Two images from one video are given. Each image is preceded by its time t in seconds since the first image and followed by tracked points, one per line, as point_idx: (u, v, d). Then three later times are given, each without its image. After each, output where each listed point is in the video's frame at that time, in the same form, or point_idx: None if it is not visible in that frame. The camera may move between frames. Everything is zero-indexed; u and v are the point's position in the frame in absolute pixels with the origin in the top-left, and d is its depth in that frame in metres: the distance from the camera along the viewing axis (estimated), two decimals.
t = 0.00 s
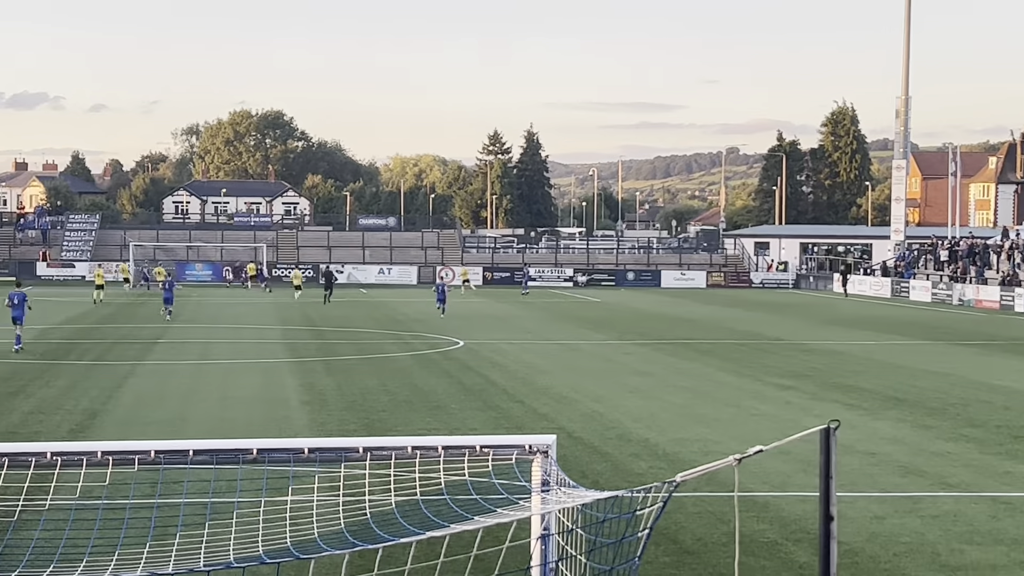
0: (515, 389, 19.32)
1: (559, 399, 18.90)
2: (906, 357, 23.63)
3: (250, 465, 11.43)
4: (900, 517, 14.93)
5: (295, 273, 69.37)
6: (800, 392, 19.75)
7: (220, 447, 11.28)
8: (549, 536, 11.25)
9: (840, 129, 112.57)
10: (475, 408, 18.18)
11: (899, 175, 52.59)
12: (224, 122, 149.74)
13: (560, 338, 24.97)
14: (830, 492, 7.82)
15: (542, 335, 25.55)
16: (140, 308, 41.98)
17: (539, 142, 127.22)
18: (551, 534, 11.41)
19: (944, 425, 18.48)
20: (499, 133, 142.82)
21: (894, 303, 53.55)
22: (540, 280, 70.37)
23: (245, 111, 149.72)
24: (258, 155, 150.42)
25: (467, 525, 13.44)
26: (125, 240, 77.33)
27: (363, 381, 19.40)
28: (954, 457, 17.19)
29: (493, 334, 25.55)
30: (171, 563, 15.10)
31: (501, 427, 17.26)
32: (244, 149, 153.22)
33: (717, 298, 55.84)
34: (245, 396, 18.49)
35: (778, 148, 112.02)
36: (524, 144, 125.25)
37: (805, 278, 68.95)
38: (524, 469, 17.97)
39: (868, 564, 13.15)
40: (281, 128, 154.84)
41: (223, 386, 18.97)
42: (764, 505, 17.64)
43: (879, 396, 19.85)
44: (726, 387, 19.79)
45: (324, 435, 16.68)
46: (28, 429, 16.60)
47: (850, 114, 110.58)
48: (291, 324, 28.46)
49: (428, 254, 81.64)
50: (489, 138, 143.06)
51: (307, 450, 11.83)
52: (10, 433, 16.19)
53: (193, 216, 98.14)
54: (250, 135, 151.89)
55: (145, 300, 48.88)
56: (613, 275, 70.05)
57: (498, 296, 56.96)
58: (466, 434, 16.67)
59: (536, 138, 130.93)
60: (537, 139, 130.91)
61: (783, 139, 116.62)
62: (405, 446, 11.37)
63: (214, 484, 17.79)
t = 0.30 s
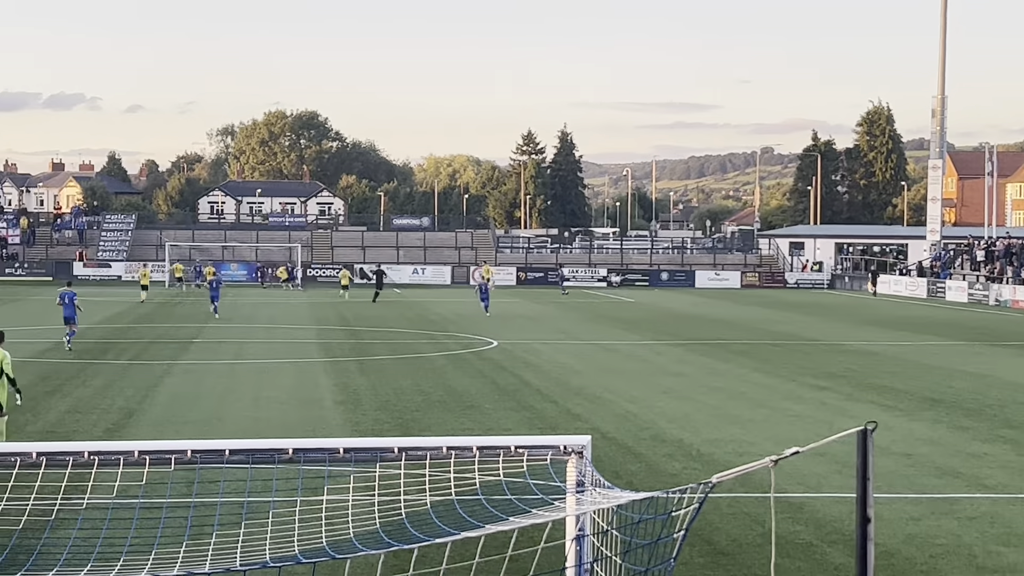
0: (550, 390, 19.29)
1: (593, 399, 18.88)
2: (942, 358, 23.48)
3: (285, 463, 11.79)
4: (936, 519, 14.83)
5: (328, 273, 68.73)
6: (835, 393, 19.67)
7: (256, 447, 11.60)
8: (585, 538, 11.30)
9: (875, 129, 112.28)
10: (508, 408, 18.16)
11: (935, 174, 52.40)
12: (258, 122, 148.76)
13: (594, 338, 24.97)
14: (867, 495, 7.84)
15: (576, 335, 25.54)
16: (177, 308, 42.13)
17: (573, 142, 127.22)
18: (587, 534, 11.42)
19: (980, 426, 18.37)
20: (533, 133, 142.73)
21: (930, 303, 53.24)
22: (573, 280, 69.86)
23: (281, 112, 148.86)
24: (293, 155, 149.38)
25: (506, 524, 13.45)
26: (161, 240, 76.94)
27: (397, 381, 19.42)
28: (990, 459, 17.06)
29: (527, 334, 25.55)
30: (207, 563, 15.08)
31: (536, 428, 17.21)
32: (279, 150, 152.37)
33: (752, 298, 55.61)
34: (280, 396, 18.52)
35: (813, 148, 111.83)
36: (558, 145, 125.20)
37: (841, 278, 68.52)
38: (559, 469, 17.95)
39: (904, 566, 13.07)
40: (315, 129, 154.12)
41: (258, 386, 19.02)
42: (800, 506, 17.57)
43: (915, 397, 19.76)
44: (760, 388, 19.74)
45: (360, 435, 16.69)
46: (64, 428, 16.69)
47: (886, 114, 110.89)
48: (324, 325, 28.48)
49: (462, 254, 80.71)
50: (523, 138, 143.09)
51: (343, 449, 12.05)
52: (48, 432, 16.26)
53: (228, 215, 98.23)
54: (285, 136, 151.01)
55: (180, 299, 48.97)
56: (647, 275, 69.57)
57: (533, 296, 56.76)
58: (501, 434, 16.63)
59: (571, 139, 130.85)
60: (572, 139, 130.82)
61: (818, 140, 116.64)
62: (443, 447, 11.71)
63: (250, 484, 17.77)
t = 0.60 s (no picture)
0: (581, 386, 19.28)
1: (623, 396, 18.86)
2: (976, 355, 23.36)
3: (317, 460, 12.67)
4: (969, 517, 14.75)
5: (360, 270, 68.19)
6: (867, 390, 19.61)
7: (288, 444, 12.45)
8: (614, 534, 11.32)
9: (908, 125, 112.00)
10: (539, 404, 18.16)
11: (969, 171, 52.13)
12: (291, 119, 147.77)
13: (624, 334, 24.96)
14: (897, 492, 7.89)
15: (606, 331, 25.53)
16: (210, 303, 42.23)
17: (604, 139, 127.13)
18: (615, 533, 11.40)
19: (1013, 423, 18.27)
20: (564, 129, 142.53)
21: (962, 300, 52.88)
22: (604, 277, 70.19)
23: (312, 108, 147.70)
24: (324, 151, 148.13)
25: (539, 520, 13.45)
26: (194, 236, 76.41)
27: (427, 376, 19.49)
28: None
29: (558, 330, 25.52)
30: (240, 558, 15.05)
31: (567, 424, 17.20)
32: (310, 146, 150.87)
33: (784, 294, 55.32)
34: (311, 391, 18.60)
35: (846, 145, 111.63)
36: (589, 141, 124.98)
37: (874, 275, 68.04)
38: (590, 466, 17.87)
39: (936, 564, 13.00)
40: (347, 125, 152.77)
41: (289, 382, 19.09)
42: (831, 503, 17.51)
43: (947, 394, 19.68)
44: (793, 385, 19.69)
45: (390, 430, 16.73)
46: (97, 423, 16.80)
47: (919, 110, 110.74)
48: (355, 321, 28.52)
49: (493, 250, 79.70)
50: (555, 134, 142.96)
51: (374, 446, 12.83)
52: (80, 428, 16.34)
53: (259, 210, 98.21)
54: (317, 132, 149.94)
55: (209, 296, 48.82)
56: (678, 272, 69.14)
57: (565, 292, 56.56)
58: (533, 430, 16.62)
59: (602, 135, 130.64)
60: (603, 136, 130.62)
61: (852, 136, 116.46)
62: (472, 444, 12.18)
63: (281, 480, 17.72)
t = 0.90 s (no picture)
0: (609, 380, 19.28)
1: (651, 390, 18.85)
2: (1007, 349, 23.22)
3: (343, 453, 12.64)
4: (999, 512, 14.67)
5: (388, 263, 67.85)
6: (897, 384, 19.54)
7: (314, 436, 12.49)
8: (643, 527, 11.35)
9: (938, 118, 111.21)
10: (567, 398, 18.15)
11: (999, 165, 51.80)
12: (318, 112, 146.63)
13: (651, 328, 24.97)
14: (928, 487, 7.87)
15: (634, 325, 25.50)
16: (239, 297, 42.38)
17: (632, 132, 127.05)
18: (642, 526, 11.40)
19: None
20: (592, 122, 142.48)
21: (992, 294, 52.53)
22: (632, 271, 68.45)
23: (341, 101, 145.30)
24: (353, 145, 146.55)
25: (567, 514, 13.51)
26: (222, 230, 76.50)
27: (456, 370, 19.51)
28: None
29: (585, 324, 25.51)
30: (268, 550, 15.03)
31: (595, 418, 17.19)
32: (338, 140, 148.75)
33: (812, 289, 55.08)
34: (339, 384, 18.64)
35: (875, 138, 111.29)
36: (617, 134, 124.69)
37: (904, 269, 67.56)
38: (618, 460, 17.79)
39: (966, 559, 12.94)
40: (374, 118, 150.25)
41: (318, 375, 19.13)
42: (860, 498, 17.45)
43: (977, 389, 19.58)
44: (822, 379, 19.64)
45: (418, 423, 16.74)
46: (127, 415, 16.92)
47: (949, 103, 110.00)
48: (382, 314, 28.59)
49: (521, 244, 79.12)
50: (583, 128, 142.88)
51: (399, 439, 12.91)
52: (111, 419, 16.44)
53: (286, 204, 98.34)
54: (345, 125, 147.76)
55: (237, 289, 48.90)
56: (706, 265, 68.75)
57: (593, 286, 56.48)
58: (561, 423, 16.57)
59: (629, 128, 130.22)
60: (630, 129, 130.21)
61: (881, 128, 115.73)
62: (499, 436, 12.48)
63: (309, 472, 17.61)
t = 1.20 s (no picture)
0: (636, 373, 19.28)
1: (678, 383, 18.85)
2: None
3: (371, 445, 12.84)
4: None
5: (415, 257, 67.60)
6: (924, 378, 19.48)
7: (342, 429, 12.78)
8: (669, 521, 11.34)
9: (968, 111, 110.46)
10: (593, 392, 18.15)
11: None
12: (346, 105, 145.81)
13: (678, 322, 24.95)
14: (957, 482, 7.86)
15: (660, 319, 25.49)
16: (268, 289, 42.52)
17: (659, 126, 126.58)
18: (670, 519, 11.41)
19: None
20: (619, 116, 142.40)
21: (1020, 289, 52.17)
22: (659, 263, 68.35)
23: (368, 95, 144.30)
24: (380, 139, 145.81)
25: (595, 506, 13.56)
26: (250, 223, 76.27)
27: (482, 363, 19.53)
28: None
29: (612, 318, 25.50)
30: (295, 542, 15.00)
31: (621, 411, 17.19)
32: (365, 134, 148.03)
33: (839, 282, 54.87)
34: (365, 377, 18.68)
35: (904, 131, 110.76)
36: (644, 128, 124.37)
37: (932, 264, 67.34)
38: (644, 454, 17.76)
39: (995, 554, 12.89)
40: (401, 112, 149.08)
41: (344, 368, 19.18)
42: (887, 492, 17.38)
43: (1005, 383, 19.49)
44: (849, 373, 19.59)
45: (445, 416, 16.75)
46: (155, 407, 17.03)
47: (978, 96, 109.28)
48: (410, 306, 28.63)
49: (547, 237, 78.83)
50: (609, 121, 142.74)
51: (427, 433, 13.09)
52: (139, 412, 16.59)
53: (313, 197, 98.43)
54: (372, 119, 146.80)
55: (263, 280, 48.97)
56: (733, 259, 68.12)
57: (619, 279, 56.37)
58: (588, 417, 16.57)
59: (656, 122, 129.87)
60: (657, 122, 129.85)
61: (909, 121, 115.19)
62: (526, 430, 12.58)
63: (337, 465, 17.54)
